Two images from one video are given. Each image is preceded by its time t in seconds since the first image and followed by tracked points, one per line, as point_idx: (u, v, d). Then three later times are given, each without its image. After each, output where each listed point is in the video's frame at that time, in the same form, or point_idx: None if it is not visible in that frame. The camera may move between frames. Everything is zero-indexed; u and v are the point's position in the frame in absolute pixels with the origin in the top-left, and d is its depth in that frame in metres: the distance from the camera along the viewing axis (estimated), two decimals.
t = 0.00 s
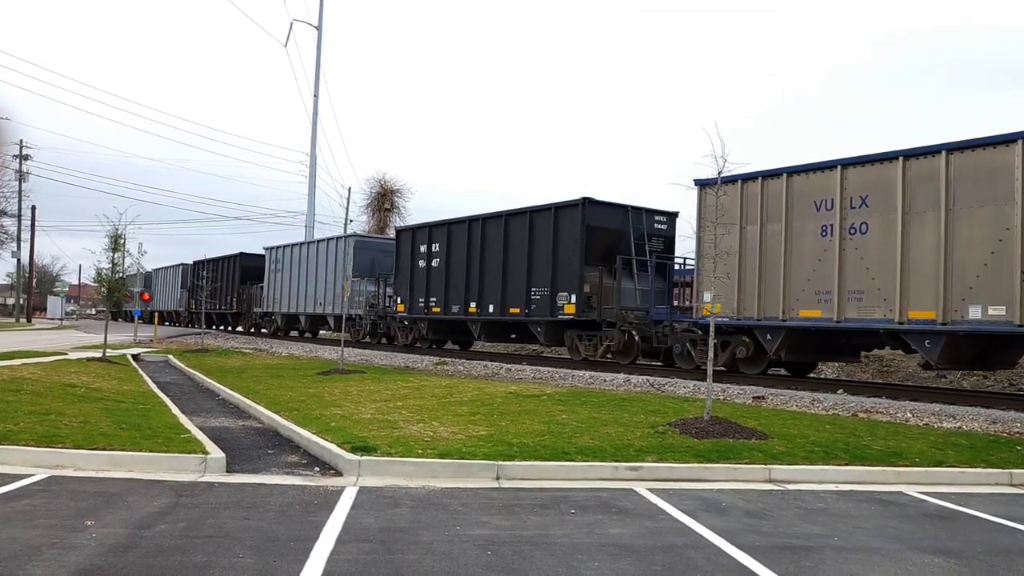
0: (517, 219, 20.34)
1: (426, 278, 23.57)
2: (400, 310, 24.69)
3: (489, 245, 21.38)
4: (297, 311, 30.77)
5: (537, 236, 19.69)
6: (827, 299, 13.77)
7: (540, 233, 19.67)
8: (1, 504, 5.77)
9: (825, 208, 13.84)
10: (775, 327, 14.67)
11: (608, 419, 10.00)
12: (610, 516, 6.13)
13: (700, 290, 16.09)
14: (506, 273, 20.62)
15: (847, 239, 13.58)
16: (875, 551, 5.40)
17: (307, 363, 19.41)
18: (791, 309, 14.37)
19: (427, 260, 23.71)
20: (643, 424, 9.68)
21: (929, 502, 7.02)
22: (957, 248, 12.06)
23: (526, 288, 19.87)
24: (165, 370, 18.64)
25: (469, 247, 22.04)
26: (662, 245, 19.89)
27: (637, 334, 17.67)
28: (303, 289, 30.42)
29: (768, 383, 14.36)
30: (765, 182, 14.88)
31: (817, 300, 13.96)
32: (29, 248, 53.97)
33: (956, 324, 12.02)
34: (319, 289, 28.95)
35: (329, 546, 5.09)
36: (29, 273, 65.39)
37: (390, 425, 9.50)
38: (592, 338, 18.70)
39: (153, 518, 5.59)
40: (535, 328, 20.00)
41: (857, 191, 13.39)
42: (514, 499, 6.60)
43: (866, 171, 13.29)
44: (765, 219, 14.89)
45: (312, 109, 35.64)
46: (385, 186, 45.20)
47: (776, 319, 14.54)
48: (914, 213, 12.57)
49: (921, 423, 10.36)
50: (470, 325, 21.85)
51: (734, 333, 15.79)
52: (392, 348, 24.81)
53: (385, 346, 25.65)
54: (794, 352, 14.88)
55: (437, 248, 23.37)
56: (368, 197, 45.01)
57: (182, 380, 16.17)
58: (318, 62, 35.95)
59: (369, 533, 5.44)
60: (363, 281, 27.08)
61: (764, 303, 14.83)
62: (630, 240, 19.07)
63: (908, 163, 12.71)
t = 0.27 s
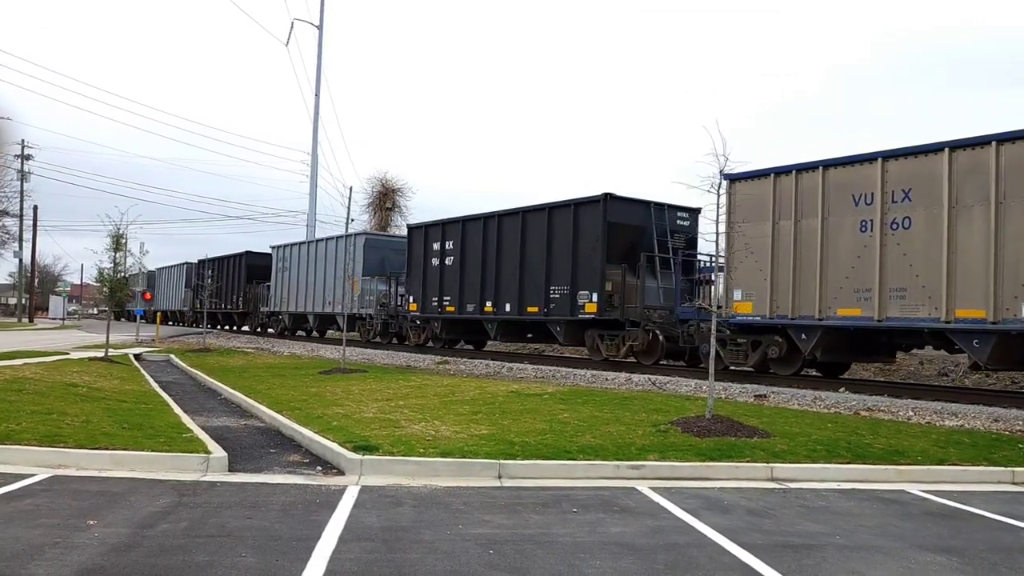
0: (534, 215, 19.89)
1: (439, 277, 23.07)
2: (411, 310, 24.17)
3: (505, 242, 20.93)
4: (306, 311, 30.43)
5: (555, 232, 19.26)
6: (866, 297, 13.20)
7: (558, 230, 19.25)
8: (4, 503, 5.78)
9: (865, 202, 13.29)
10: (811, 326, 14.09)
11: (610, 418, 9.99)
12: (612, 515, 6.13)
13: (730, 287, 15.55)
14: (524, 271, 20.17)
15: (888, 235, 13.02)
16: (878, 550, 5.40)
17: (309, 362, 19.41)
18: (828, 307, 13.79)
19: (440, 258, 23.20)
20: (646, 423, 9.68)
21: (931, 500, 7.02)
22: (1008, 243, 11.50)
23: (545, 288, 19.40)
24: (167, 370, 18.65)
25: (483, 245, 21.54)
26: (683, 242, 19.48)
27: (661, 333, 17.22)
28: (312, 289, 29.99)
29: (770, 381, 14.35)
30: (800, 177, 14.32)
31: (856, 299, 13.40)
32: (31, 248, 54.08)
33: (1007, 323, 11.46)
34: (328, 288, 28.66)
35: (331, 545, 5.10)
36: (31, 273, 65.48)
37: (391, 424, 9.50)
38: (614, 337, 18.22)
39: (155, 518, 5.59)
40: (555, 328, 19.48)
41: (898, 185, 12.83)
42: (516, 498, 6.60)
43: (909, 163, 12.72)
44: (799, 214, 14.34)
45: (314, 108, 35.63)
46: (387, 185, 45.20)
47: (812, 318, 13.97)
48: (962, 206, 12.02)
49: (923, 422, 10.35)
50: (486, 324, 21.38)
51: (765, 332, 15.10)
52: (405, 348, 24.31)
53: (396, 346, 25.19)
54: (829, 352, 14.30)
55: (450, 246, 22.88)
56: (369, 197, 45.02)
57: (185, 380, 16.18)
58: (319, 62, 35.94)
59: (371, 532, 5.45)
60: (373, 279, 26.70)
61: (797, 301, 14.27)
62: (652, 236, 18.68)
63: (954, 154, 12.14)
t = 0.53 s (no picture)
0: (553, 213, 19.52)
1: (454, 276, 22.75)
2: (425, 309, 23.90)
3: (523, 240, 20.53)
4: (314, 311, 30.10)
5: (576, 230, 18.86)
6: (910, 295, 12.76)
7: (578, 228, 18.86)
8: (8, 503, 5.80)
9: (908, 196, 12.80)
10: (850, 325, 13.64)
11: (612, 417, 9.99)
12: (614, 514, 6.13)
13: (762, 286, 15.02)
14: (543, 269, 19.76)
15: (933, 230, 12.54)
16: (880, 549, 5.39)
17: (311, 362, 19.43)
18: (868, 305, 13.35)
19: (455, 257, 22.92)
20: (648, 422, 9.68)
21: (933, 499, 7.00)
22: None
23: (565, 287, 18.99)
24: (169, 370, 18.68)
25: (501, 244, 21.17)
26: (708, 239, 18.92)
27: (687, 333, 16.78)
28: (321, 288, 29.59)
29: (772, 380, 14.35)
30: (837, 170, 13.83)
31: (898, 297, 12.96)
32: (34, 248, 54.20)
33: None
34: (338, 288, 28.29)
35: (333, 545, 5.10)
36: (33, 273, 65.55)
37: (393, 423, 9.50)
38: (636, 338, 17.83)
39: (157, 518, 5.60)
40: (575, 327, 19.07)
41: (944, 178, 12.34)
42: (518, 497, 6.61)
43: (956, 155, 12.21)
44: (836, 209, 13.85)
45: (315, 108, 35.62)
46: (389, 185, 45.18)
47: (851, 317, 13.52)
48: (1010, 201, 11.55)
49: (925, 420, 10.34)
50: (502, 324, 21.03)
51: (800, 333, 14.67)
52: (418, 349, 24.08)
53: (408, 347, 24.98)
54: (868, 353, 13.79)
55: (466, 244, 22.56)
56: (372, 196, 45.01)
57: (186, 380, 16.20)
58: (320, 62, 35.96)
59: (373, 531, 5.45)
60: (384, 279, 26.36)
61: (835, 299, 13.82)
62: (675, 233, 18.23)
63: (1006, 147, 11.64)
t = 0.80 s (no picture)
0: (573, 210, 18.90)
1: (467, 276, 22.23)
2: (438, 310, 23.44)
3: (540, 239, 19.96)
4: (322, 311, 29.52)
5: (597, 228, 18.26)
6: (957, 295, 11.92)
7: (600, 226, 18.23)
8: (10, 504, 5.81)
9: (954, 191, 11.97)
10: (890, 327, 12.85)
11: (613, 417, 9.98)
12: (616, 514, 6.12)
13: (796, 286, 14.22)
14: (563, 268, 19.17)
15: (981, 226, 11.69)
16: (883, 549, 5.38)
17: (313, 362, 19.41)
18: (910, 306, 12.51)
19: (469, 256, 22.36)
20: (650, 422, 9.67)
21: (937, 499, 6.99)
22: None
23: (585, 286, 18.40)
24: (171, 371, 18.70)
25: (517, 243, 20.55)
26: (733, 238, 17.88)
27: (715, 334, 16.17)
28: (330, 289, 28.90)
29: (774, 380, 14.33)
30: (876, 164, 13.00)
31: (943, 297, 12.11)
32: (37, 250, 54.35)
33: None
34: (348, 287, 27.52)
35: (336, 545, 5.10)
36: (36, 274, 65.65)
37: (395, 424, 9.51)
38: (660, 338, 17.23)
39: (160, 518, 5.60)
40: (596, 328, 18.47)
41: (994, 171, 11.49)
42: (520, 497, 6.60)
43: (1007, 147, 11.37)
44: (875, 204, 13.01)
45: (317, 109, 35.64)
46: (390, 185, 45.19)
47: (892, 318, 12.69)
48: None
49: (927, 420, 10.32)
50: (519, 325, 20.46)
51: (835, 333, 13.97)
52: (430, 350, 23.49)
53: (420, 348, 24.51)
54: (910, 355, 12.97)
55: (480, 243, 21.96)
56: (373, 197, 45.02)
57: (188, 381, 16.23)
58: (321, 63, 35.99)
59: (375, 532, 5.45)
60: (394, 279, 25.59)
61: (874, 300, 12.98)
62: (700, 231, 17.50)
63: None
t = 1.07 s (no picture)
0: (595, 209, 18.39)
1: (484, 277, 21.86)
2: (454, 312, 23.05)
3: (560, 239, 19.52)
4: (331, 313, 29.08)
5: (620, 227, 17.74)
6: (1010, 296, 11.28)
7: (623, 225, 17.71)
8: (13, 506, 5.81)
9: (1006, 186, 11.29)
10: (936, 329, 12.23)
11: (616, 418, 9.98)
12: (619, 516, 6.11)
13: (832, 286, 13.57)
14: (585, 269, 18.72)
15: None
16: (886, 550, 5.37)
17: (315, 364, 19.40)
18: (958, 307, 11.85)
19: (486, 257, 21.96)
20: (652, 424, 9.65)
21: (940, 500, 6.98)
22: None
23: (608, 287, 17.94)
24: (174, 372, 18.71)
25: (537, 243, 20.09)
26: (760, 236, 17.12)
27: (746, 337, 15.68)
28: (340, 290, 28.47)
29: (777, 381, 14.32)
30: (920, 158, 12.29)
31: (994, 297, 11.47)
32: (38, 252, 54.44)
33: None
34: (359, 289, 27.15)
35: (338, 546, 5.10)
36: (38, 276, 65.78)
37: (398, 426, 9.50)
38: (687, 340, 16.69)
39: (163, 520, 5.61)
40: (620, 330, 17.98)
41: None
42: (523, 499, 6.60)
43: None
44: (919, 201, 12.30)
45: (319, 111, 35.67)
46: (392, 187, 45.23)
47: (939, 320, 12.05)
48: None
49: (931, 421, 10.30)
50: (538, 326, 20.00)
51: (875, 335, 13.45)
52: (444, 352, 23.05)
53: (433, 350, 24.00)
54: (957, 359, 12.45)
55: (498, 244, 21.55)
56: (375, 199, 45.05)
57: (191, 382, 16.26)
58: (324, 65, 36.03)
59: (378, 533, 5.45)
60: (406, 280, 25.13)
61: (919, 301, 12.31)
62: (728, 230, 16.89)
63: None
